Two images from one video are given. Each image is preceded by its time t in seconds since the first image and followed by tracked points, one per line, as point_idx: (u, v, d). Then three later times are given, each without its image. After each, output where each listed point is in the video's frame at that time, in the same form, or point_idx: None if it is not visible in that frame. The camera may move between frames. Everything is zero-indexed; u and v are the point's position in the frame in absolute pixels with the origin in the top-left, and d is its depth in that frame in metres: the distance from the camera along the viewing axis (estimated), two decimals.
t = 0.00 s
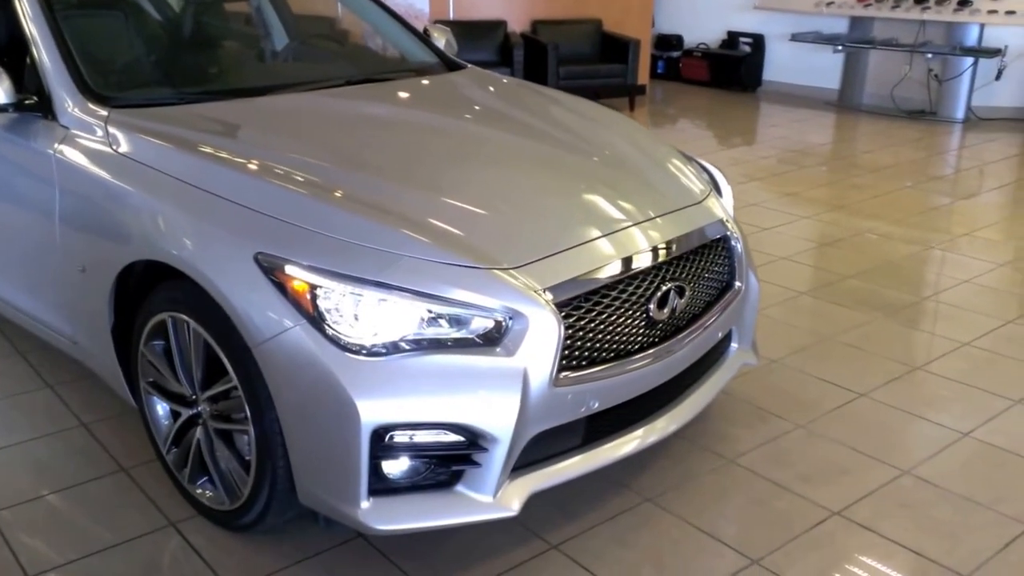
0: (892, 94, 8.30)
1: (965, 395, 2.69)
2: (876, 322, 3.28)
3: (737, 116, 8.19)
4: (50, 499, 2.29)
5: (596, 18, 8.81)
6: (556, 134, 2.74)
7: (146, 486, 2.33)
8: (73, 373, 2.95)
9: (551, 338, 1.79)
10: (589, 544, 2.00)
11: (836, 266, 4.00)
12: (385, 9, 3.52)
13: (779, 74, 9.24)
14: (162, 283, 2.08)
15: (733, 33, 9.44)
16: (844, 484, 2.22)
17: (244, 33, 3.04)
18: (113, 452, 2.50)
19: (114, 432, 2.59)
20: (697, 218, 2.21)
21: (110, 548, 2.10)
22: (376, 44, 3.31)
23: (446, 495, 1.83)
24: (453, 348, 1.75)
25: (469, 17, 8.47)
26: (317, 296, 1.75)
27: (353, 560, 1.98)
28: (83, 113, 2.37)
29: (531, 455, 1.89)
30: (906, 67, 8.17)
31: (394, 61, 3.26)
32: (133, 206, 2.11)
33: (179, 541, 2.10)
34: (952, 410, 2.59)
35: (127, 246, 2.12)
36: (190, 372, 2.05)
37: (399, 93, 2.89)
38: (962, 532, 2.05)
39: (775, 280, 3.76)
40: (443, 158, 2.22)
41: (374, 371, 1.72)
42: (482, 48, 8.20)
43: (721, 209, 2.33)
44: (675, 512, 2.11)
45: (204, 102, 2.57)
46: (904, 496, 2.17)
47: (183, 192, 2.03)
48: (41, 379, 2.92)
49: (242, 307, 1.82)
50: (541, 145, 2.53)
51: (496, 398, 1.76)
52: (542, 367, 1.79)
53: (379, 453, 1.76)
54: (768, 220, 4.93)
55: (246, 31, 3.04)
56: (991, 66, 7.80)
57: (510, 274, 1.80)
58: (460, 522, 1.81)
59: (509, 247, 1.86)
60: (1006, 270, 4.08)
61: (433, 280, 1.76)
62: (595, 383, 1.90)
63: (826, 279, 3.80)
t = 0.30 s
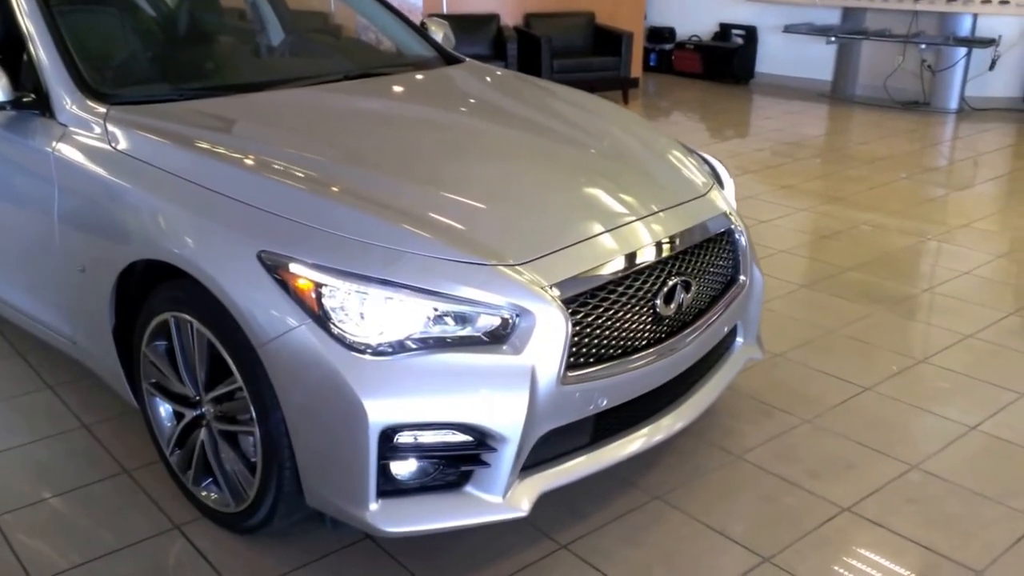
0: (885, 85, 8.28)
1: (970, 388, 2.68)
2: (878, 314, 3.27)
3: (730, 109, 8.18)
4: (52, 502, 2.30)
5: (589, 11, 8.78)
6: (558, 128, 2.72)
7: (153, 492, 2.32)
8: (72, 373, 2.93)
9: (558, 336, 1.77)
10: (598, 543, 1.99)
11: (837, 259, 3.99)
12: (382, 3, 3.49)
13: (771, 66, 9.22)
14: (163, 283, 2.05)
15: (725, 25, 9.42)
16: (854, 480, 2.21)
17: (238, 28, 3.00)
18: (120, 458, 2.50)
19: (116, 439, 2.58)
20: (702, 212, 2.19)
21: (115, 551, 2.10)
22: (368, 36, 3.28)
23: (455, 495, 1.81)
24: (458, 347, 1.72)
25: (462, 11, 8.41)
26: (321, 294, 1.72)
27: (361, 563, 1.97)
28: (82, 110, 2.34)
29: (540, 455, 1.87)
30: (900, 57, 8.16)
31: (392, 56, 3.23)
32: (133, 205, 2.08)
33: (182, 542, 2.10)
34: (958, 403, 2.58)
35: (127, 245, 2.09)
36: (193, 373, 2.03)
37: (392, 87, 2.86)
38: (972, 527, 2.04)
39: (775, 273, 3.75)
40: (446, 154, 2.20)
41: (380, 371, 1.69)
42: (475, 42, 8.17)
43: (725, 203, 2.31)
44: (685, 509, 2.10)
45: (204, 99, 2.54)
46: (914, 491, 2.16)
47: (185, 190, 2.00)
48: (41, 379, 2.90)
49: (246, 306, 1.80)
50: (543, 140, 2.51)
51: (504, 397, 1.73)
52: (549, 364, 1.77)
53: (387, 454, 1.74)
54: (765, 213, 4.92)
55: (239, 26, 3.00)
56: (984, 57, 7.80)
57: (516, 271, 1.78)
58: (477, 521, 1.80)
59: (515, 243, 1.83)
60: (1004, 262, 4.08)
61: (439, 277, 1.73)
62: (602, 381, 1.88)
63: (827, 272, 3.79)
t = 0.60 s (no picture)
0: (885, 76, 8.26)
1: (984, 382, 2.66)
2: (887, 308, 3.25)
3: (729, 100, 8.14)
4: (58, 506, 2.27)
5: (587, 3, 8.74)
6: (566, 122, 2.69)
7: (162, 497, 2.29)
8: (76, 375, 2.89)
9: (575, 334, 1.74)
10: (614, 544, 1.97)
11: (843, 252, 3.96)
12: None
13: (770, 58, 9.19)
14: (170, 283, 2.02)
15: (723, 16, 9.38)
16: (871, 477, 2.19)
17: (238, 24, 2.94)
18: (127, 461, 2.47)
19: (122, 442, 2.55)
20: (715, 206, 2.16)
21: (124, 556, 2.08)
22: (368, 28, 3.25)
23: (469, 498, 1.79)
24: (473, 347, 1.69)
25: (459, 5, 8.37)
26: (333, 294, 1.69)
27: (374, 567, 1.94)
28: (84, 107, 2.30)
29: (556, 455, 1.85)
30: (899, 48, 8.14)
31: (395, 50, 3.19)
32: (137, 204, 2.05)
33: (192, 547, 2.08)
34: (973, 397, 2.56)
35: (133, 245, 2.06)
36: (201, 374, 2.01)
37: (391, 81, 2.83)
38: (992, 525, 2.02)
39: (781, 266, 3.72)
40: (455, 150, 2.16)
41: (394, 371, 1.66)
42: (473, 36, 8.13)
43: (739, 197, 2.28)
44: (701, 509, 2.08)
45: (208, 95, 2.50)
46: (932, 489, 2.14)
47: (193, 189, 1.96)
48: (43, 380, 2.86)
49: (256, 307, 1.76)
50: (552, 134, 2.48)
51: (520, 397, 1.71)
52: (566, 363, 1.74)
53: (402, 456, 1.71)
54: (768, 205, 4.89)
55: (238, 22, 2.95)
56: (983, 47, 7.78)
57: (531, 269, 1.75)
58: (496, 524, 1.78)
59: (528, 240, 1.80)
60: (1011, 253, 4.06)
61: (452, 275, 1.70)
62: (619, 380, 1.85)
63: (833, 265, 3.76)
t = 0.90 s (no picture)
0: (891, 67, 8.21)
1: (1007, 378, 2.62)
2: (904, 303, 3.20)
3: (735, 93, 8.09)
4: (71, 511, 2.24)
5: None
6: (581, 117, 2.64)
7: (176, 501, 2.26)
8: (83, 376, 2.85)
9: (601, 335, 1.71)
10: (638, 547, 1.93)
11: (856, 245, 3.92)
12: None
13: (775, 50, 9.12)
14: (183, 284, 1.99)
15: (727, 9, 9.31)
16: (897, 477, 2.15)
17: (244, 20, 2.88)
18: (138, 463, 2.43)
19: (133, 444, 2.51)
20: (738, 204, 2.12)
21: (139, 563, 2.04)
22: (371, 21, 3.19)
23: (493, 503, 1.76)
24: (497, 350, 1.66)
25: None
26: (354, 298, 1.66)
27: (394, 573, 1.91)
28: (92, 106, 2.26)
29: (581, 457, 1.82)
30: (905, 40, 8.08)
31: (405, 45, 3.14)
32: (148, 203, 2.01)
33: (208, 552, 2.05)
34: (997, 394, 2.52)
35: (145, 246, 2.02)
36: (216, 377, 1.99)
37: (396, 75, 2.80)
38: None
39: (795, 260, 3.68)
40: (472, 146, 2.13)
41: (417, 375, 1.63)
42: (477, 30, 8.07)
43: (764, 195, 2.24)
44: (725, 510, 2.04)
45: (219, 92, 2.46)
46: (960, 489, 2.11)
47: (207, 189, 1.91)
48: (51, 382, 2.82)
49: (273, 310, 1.73)
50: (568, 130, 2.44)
51: (547, 401, 1.68)
52: (592, 364, 1.71)
53: (424, 462, 1.68)
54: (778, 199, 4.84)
55: (245, 18, 2.89)
56: (991, 38, 7.72)
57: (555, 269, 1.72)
58: (508, 531, 1.74)
59: (550, 240, 1.77)
60: None
61: (476, 276, 1.67)
62: (645, 382, 1.81)
63: (848, 259, 3.72)
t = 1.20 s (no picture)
0: (903, 62, 8.15)
1: None
2: (926, 301, 3.16)
3: (745, 88, 8.03)
4: (89, 517, 2.22)
5: None
6: (601, 114, 2.61)
7: (195, 505, 2.24)
8: (97, 377, 2.82)
9: (633, 340, 1.73)
10: (666, 553, 1.90)
11: (875, 243, 3.87)
12: None
13: (785, 45, 9.07)
14: (204, 284, 1.99)
15: (737, 4, 9.26)
16: (926, 480, 2.12)
17: (256, 18, 2.84)
18: (154, 466, 2.40)
19: (150, 447, 2.49)
20: (765, 205, 2.11)
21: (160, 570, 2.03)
22: (378, 17, 3.14)
23: (520, 508, 1.79)
24: (523, 355, 1.70)
25: None
26: (380, 302, 1.69)
27: None
28: (108, 105, 2.23)
29: (607, 466, 1.84)
30: (917, 35, 8.03)
31: (420, 42, 3.11)
32: (166, 204, 1.98)
33: (230, 559, 2.04)
34: None
35: (164, 248, 1.99)
36: (236, 381, 2.00)
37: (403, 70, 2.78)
38: None
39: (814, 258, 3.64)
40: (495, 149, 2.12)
41: (443, 381, 1.67)
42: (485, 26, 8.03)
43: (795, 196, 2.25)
44: (753, 514, 2.01)
45: (236, 92, 2.43)
46: (991, 491, 2.07)
47: (230, 192, 1.90)
48: (65, 383, 2.80)
49: (298, 315, 1.76)
50: (588, 128, 2.41)
51: (578, 406, 1.71)
52: (624, 367, 1.74)
53: (449, 468, 1.72)
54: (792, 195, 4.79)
55: (257, 16, 2.85)
56: (1005, 32, 7.66)
57: (583, 272, 1.74)
58: (552, 535, 1.78)
59: (576, 240, 1.80)
60: None
61: (506, 280, 1.70)
62: (675, 386, 1.84)
63: (867, 256, 3.67)
